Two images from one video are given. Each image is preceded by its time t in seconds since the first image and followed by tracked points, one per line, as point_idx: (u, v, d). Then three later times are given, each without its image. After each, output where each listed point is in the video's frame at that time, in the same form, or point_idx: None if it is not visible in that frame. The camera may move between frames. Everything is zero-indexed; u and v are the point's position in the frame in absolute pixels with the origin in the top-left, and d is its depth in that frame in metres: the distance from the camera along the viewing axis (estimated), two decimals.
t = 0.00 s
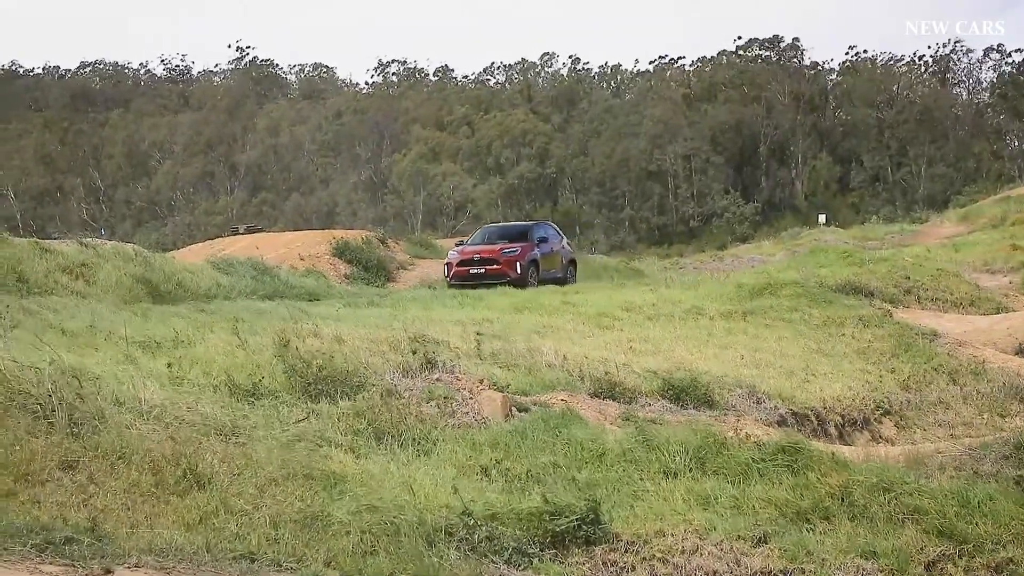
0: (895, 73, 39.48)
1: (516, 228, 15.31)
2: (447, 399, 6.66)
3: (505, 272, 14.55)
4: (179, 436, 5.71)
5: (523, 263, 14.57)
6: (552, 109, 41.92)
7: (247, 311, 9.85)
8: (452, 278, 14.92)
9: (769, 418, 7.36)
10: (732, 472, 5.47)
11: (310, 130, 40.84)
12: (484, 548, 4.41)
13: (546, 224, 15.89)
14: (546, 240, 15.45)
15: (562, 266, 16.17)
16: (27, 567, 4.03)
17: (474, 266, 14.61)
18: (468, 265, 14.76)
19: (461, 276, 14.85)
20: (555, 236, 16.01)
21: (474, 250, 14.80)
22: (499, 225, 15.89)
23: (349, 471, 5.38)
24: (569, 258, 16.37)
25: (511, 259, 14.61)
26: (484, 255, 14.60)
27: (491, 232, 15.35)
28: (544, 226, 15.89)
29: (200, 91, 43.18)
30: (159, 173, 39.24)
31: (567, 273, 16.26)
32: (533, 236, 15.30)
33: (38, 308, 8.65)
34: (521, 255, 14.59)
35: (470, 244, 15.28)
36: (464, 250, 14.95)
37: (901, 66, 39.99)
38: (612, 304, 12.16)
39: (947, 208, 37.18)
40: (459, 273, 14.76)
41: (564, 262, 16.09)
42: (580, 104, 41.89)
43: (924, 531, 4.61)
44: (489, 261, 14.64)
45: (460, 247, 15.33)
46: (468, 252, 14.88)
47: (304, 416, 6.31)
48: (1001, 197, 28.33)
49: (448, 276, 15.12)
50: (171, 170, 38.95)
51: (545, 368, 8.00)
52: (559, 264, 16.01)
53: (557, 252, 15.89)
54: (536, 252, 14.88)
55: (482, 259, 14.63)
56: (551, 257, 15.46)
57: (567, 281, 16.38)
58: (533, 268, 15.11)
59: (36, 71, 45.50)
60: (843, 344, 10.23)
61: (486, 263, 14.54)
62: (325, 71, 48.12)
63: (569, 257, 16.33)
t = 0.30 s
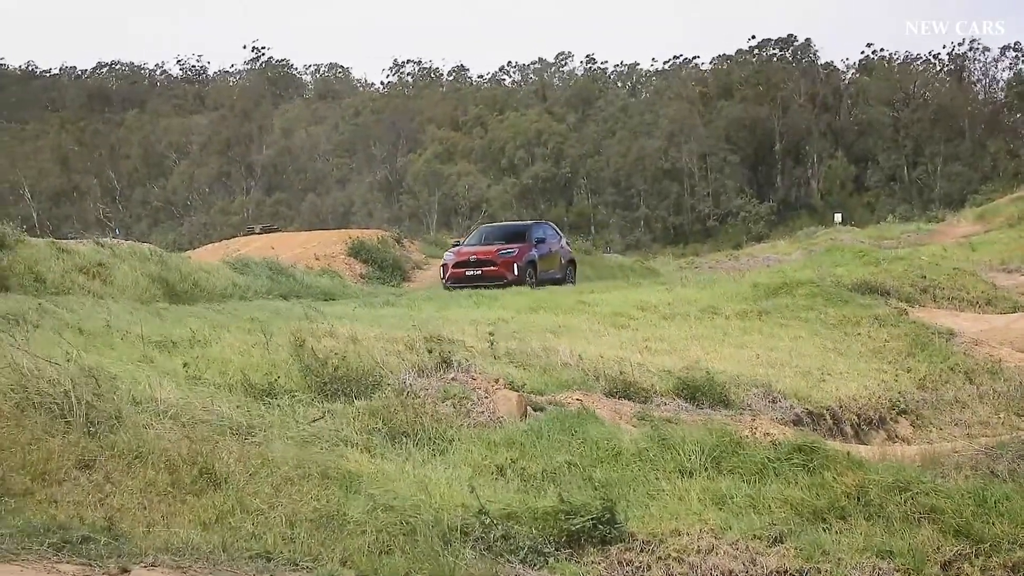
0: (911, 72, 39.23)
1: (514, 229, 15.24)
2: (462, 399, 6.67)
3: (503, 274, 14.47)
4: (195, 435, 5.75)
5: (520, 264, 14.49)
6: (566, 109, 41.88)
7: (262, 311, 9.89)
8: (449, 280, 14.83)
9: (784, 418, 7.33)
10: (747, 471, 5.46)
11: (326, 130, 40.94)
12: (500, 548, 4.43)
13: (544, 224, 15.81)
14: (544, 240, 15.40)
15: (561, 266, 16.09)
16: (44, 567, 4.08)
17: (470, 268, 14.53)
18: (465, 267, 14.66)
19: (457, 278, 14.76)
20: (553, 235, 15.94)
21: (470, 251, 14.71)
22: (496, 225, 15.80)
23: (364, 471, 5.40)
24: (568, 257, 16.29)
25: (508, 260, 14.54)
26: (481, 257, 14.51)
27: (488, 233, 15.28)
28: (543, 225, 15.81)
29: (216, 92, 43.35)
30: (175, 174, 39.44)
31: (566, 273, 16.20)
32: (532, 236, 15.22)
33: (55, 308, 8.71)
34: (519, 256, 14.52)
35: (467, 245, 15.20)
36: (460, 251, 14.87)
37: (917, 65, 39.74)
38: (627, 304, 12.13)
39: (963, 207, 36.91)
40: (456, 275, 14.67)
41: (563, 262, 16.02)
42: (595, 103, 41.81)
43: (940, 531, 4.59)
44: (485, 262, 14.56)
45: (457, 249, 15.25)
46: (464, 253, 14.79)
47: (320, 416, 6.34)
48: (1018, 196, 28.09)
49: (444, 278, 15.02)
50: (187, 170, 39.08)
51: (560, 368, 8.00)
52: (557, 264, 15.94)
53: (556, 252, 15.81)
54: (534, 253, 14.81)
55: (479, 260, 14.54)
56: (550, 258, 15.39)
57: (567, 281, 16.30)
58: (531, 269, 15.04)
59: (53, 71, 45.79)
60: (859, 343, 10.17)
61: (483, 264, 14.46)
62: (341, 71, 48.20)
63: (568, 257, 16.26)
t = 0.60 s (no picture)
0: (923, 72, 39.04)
1: (511, 229, 15.05)
2: (474, 399, 6.68)
3: (499, 275, 14.28)
4: (208, 435, 5.78)
5: (517, 266, 14.31)
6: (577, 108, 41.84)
7: (274, 311, 9.93)
8: (443, 280, 14.62)
9: (797, 418, 7.32)
10: (760, 471, 5.45)
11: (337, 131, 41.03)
12: (512, 548, 4.44)
13: (542, 224, 15.63)
14: (541, 241, 15.23)
15: (558, 267, 15.92)
16: (57, 566, 4.12)
17: (465, 269, 14.33)
18: (460, 268, 14.46)
19: (452, 278, 14.56)
20: (551, 236, 15.76)
21: (466, 251, 14.51)
22: (493, 224, 15.61)
23: (376, 471, 5.42)
24: (565, 258, 16.13)
25: (504, 261, 14.35)
26: (477, 258, 14.32)
27: (484, 232, 15.08)
28: (540, 225, 15.63)
29: (228, 93, 43.47)
30: (186, 175, 39.69)
31: (563, 275, 16.04)
32: (529, 237, 15.04)
33: (68, 308, 8.77)
34: (515, 257, 14.33)
35: (463, 245, 15.01)
36: (455, 251, 14.66)
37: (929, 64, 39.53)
38: (639, 304, 12.12)
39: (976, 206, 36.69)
40: (450, 275, 14.46)
41: (559, 263, 15.85)
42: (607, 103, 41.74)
43: (953, 531, 4.58)
44: (481, 263, 14.36)
45: (452, 248, 15.05)
46: (460, 253, 14.58)
47: (332, 416, 6.37)
48: None
49: (439, 278, 14.81)
50: (198, 170, 39.67)
51: (571, 368, 8.00)
52: (554, 266, 15.77)
53: (553, 253, 15.63)
54: (530, 255, 14.63)
55: (475, 261, 14.35)
56: (547, 259, 15.21)
57: (564, 282, 16.15)
58: (527, 270, 14.86)
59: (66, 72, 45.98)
60: (871, 344, 10.13)
61: (479, 265, 14.26)
62: (352, 71, 48.22)
63: (566, 257, 16.10)
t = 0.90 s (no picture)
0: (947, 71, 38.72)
1: (514, 229, 14.67)
2: (497, 400, 6.70)
3: (502, 277, 13.90)
4: (233, 436, 5.84)
5: (520, 267, 13.92)
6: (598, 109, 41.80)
7: (297, 313, 10.02)
8: (445, 283, 14.24)
9: (821, 419, 7.31)
10: (784, 473, 5.44)
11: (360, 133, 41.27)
12: (536, 549, 4.47)
13: (547, 224, 15.24)
14: (546, 242, 14.83)
15: (564, 269, 15.52)
16: (84, 567, 4.19)
17: (468, 271, 13.94)
18: (462, 269, 14.08)
19: (454, 280, 14.17)
20: (556, 237, 15.37)
21: (469, 253, 14.14)
22: (497, 224, 15.24)
23: (399, 472, 5.45)
24: (571, 259, 15.75)
25: (508, 262, 13.97)
26: (480, 259, 13.95)
27: (487, 233, 14.70)
28: (545, 226, 15.24)
29: (251, 96, 43.71)
30: (211, 177, 39.73)
31: (570, 277, 15.64)
32: (533, 238, 14.66)
33: (93, 310, 8.90)
34: (519, 259, 13.94)
35: (465, 246, 14.65)
36: (458, 253, 14.29)
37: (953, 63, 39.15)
38: (662, 304, 12.16)
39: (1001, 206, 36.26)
40: (452, 278, 14.09)
41: (565, 264, 15.45)
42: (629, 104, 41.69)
43: (978, 532, 4.56)
44: (484, 265, 13.98)
45: (455, 249, 14.69)
46: (462, 254, 14.21)
47: (356, 417, 6.41)
48: None
49: (441, 281, 14.43)
50: (222, 173, 39.44)
51: (595, 368, 8.02)
52: (559, 267, 15.37)
53: (558, 254, 15.23)
54: (534, 256, 14.24)
55: (478, 263, 13.98)
56: (551, 260, 14.82)
57: (570, 283, 15.78)
58: (532, 272, 14.46)
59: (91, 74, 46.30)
60: (896, 344, 10.07)
61: (482, 267, 13.89)
62: (375, 73, 48.37)
63: (571, 258, 15.73)
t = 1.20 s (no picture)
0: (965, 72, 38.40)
1: (515, 232, 14.46)
2: (516, 400, 6.76)
3: (502, 282, 13.71)
4: (255, 436, 5.92)
5: (521, 272, 13.73)
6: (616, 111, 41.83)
7: (319, 313, 10.12)
8: (446, 288, 14.09)
9: (837, 419, 7.31)
10: (801, 471, 5.46)
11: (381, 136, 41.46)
12: (555, 547, 4.51)
13: (549, 226, 15.01)
14: (548, 244, 14.63)
15: (567, 272, 15.31)
16: (109, 564, 4.27)
17: (468, 277, 13.78)
18: (462, 275, 13.93)
19: (455, 286, 14.02)
20: (558, 239, 15.14)
21: (469, 258, 13.97)
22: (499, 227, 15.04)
23: (420, 471, 5.51)
24: (574, 261, 15.53)
25: (508, 268, 13.77)
26: (480, 265, 13.78)
27: (488, 236, 14.53)
28: (547, 227, 15.02)
29: (272, 99, 43.97)
30: (232, 180, 39.86)
31: (573, 278, 15.46)
32: (535, 241, 14.46)
33: (118, 310, 9.03)
34: (519, 264, 13.76)
35: (466, 250, 14.49)
36: (458, 258, 14.12)
37: (972, 64, 38.83)
38: (680, 304, 12.19)
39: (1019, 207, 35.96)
40: (453, 283, 13.95)
41: (568, 267, 15.23)
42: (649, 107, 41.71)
43: (995, 530, 4.58)
44: (485, 270, 13.81)
45: (455, 254, 14.52)
46: (462, 260, 14.04)
47: (376, 416, 6.48)
48: None
49: (441, 286, 14.29)
50: (245, 175, 39.70)
51: (612, 369, 8.04)
52: (562, 270, 15.15)
53: (560, 256, 15.01)
54: (536, 260, 14.03)
55: (478, 268, 13.81)
56: (553, 263, 14.61)
57: (574, 286, 15.58)
58: (534, 276, 14.28)
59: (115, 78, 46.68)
60: (913, 344, 10.05)
61: (482, 272, 13.73)
62: (396, 76, 48.51)
63: (574, 260, 15.52)
